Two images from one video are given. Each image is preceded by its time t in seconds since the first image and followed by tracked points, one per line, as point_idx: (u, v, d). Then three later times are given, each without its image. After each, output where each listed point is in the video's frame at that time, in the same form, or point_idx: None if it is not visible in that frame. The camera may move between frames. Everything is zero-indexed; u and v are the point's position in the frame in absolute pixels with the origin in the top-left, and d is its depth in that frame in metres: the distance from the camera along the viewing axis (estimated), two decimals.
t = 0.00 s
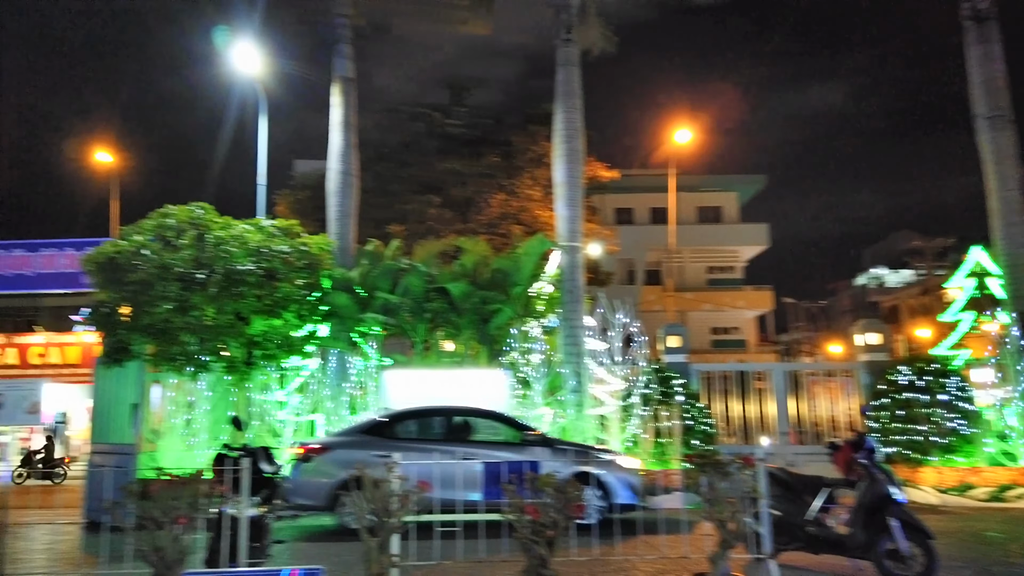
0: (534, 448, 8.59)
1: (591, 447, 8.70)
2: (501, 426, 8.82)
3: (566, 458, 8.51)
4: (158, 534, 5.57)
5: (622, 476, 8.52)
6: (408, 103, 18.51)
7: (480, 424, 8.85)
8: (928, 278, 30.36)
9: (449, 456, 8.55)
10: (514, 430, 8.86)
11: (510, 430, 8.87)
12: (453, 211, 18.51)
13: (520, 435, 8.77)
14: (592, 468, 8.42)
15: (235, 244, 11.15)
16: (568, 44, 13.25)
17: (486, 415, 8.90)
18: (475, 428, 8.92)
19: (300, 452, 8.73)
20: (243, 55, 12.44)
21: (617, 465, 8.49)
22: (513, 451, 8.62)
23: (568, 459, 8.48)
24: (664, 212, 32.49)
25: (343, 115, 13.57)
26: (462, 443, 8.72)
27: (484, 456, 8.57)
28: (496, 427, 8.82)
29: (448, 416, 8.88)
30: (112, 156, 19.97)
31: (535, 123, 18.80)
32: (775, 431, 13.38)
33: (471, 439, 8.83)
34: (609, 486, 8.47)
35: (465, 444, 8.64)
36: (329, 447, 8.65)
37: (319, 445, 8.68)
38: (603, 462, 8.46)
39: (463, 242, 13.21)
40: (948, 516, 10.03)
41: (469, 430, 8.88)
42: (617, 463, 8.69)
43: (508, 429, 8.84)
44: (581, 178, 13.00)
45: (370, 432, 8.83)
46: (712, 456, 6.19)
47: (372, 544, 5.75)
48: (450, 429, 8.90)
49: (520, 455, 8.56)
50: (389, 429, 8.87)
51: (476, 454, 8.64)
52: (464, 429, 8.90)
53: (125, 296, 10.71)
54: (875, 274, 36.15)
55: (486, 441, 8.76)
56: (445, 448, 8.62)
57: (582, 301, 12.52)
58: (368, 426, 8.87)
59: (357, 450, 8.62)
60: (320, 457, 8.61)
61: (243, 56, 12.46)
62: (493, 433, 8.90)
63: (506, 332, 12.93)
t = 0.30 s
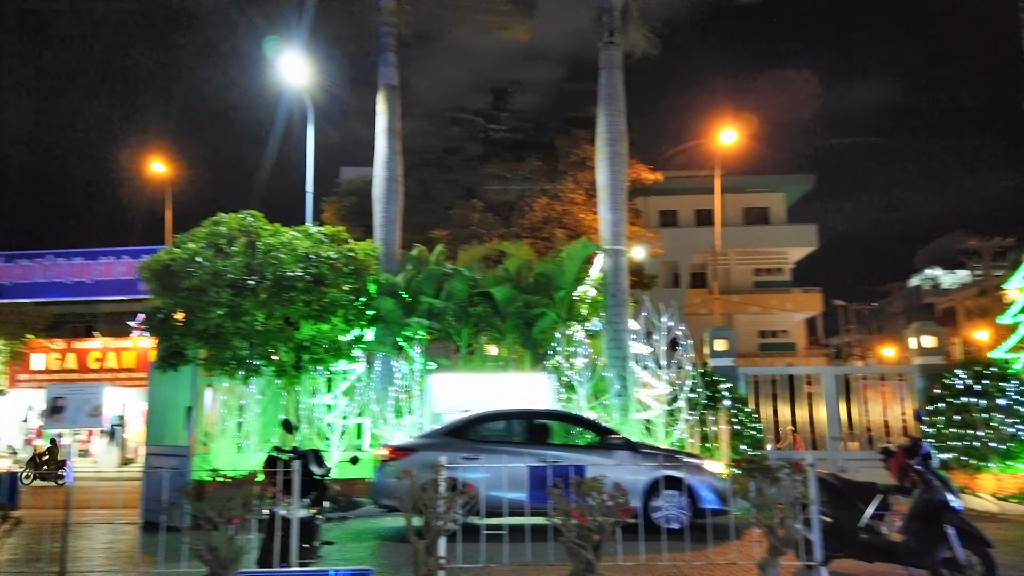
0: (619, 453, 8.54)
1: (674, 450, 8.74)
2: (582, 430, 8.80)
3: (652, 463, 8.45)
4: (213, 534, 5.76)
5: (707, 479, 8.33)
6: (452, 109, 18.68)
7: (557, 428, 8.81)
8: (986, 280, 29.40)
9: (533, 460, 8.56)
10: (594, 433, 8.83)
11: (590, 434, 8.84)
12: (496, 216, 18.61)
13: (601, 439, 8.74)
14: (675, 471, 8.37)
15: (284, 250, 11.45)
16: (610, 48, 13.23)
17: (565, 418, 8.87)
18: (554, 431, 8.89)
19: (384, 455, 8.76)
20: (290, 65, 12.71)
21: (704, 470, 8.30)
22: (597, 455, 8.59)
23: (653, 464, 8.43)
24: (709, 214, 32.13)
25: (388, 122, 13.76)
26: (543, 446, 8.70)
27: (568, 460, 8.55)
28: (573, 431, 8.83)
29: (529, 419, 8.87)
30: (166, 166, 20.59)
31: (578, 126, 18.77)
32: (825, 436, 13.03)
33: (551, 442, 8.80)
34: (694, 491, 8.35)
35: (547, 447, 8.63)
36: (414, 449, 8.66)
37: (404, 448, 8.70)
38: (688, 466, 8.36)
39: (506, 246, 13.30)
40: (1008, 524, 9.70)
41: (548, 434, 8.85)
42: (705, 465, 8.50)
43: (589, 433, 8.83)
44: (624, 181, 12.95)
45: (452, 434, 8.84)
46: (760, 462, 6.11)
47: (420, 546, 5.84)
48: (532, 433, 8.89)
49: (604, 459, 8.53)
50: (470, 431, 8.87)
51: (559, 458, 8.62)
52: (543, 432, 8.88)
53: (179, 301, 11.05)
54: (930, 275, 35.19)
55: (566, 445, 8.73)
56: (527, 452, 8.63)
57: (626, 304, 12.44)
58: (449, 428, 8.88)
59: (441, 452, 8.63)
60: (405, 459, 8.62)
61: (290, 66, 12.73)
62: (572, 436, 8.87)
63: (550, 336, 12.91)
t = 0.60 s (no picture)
0: (707, 458, 8.46)
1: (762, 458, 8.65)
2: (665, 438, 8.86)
3: (741, 470, 8.38)
4: (270, 536, 6.03)
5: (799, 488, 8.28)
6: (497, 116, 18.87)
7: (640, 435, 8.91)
8: None
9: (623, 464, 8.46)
10: (676, 440, 8.86)
11: (672, 441, 8.87)
12: (541, 221, 18.72)
13: (685, 446, 8.75)
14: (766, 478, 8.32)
15: (334, 259, 11.70)
16: (654, 52, 13.20)
17: (645, 424, 8.92)
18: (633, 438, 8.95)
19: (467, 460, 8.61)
20: (337, 78, 13.01)
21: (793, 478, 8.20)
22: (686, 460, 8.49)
23: (743, 470, 8.36)
24: (758, 217, 31.72)
25: (435, 131, 13.98)
26: (629, 451, 8.66)
27: (656, 465, 8.46)
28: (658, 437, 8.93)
29: (611, 425, 8.89)
30: (220, 177, 21.22)
31: (623, 131, 18.76)
32: (881, 444, 12.73)
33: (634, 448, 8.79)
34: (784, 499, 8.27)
35: (633, 452, 8.58)
36: (500, 454, 8.55)
37: (489, 452, 8.57)
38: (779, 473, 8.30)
39: (551, 253, 13.36)
40: None
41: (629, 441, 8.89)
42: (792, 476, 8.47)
43: (672, 441, 8.86)
44: (670, 186, 12.91)
45: (535, 439, 8.77)
46: (810, 469, 6.06)
47: (470, 549, 5.99)
48: (616, 438, 8.87)
49: (693, 465, 8.42)
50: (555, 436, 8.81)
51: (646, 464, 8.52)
52: (623, 438, 8.91)
53: (235, 310, 11.37)
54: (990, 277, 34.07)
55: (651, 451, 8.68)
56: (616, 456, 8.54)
57: (673, 309, 12.38)
58: (533, 433, 8.80)
59: (527, 456, 8.54)
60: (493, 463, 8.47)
61: (338, 79, 13.02)
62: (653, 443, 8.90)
63: (596, 342, 12.89)
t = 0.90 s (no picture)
0: (792, 466, 8.36)
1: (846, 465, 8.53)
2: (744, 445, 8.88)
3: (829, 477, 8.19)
4: (329, 539, 6.31)
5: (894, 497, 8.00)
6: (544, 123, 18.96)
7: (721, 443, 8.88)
8: None
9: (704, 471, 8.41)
10: (756, 447, 8.86)
11: (751, 448, 8.86)
12: (589, 227, 18.74)
13: (769, 454, 8.72)
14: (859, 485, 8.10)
15: (385, 267, 11.91)
16: (701, 56, 13.13)
17: (722, 431, 8.95)
18: (711, 446, 8.92)
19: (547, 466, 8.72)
20: (388, 91, 13.28)
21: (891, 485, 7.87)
22: (770, 467, 8.42)
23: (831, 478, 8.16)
24: (812, 218, 31.14)
25: (482, 140, 14.12)
26: (710, 457, 8.67)
27: (740, 471, 8.38)
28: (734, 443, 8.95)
29: (689, 432, 8.92)
30: (275, 188, 21.80)
31: (671, 135, 18.66)
32: (943, 451, 12.32)
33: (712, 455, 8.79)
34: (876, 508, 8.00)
35: (713, 459, 8.53)
36: (578, 459, 8.66)
37: (568, 458, 8.71)
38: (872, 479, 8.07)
39: (599, 258, 13.31)
40: None
41: (708, 448, 8.90)
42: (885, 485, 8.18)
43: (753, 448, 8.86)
44: (718, 190, 12.80)
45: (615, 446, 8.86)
46: (863, 479, 5.98)
47: (522, 554, 6.15)
48: (695, 446, 8.88)
49: (777, 472, 8.33)
50: (632, 442, 8.85)
51: (728, 470, 8.45)
52: (701, 446, 8.91)
53: (290, 318, 11.60)
54: None
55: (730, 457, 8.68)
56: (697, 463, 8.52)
57: (723, 314, 12.29)
58: (610, 440, 8.88)
59: (605, 461, 8.61)
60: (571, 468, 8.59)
61: (388, 91, 13.29)
62: (733, 452, 8.92)
63: (645, 347, 12.98)
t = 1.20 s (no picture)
0: (927, 477, 8.07)
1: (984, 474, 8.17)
2: (873, 453, 8.67)
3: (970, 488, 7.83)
4: (425, 543, 6.63)
5: None
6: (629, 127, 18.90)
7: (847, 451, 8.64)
8: None
9: (832, 481, 8.17)
10: (884, 457, 8.62)
11: (878, 457, 8.65)
12: (676, 231, 18.54)
13: (895, 462, 8.52)
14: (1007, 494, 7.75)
15: (473, 277, 12.12)
16: (789, 54, 12.82)
17: (849, 439, 8.71)
18: (836, 455, 8.73)
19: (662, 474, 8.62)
20: (473, 105, 13.56)
21: None
22: (902, 478, 8.15)
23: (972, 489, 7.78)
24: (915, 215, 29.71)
25: (565, 148, 14.24)
26: (835, 465, 8.45)
27: (867, 482, 8.12)
28: (860, 450, 8.73)
29: (811, 439, 8.71)
30: (366, 201, 22.53)
31: (759, 134, 18.27)
32: None
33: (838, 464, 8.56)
34: None
35: (843, 469, 8.27)
36: (697, 468, 8.50)
37: (686, 466, 8.56)
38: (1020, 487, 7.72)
39: (687, 263, 13.25)
40: None
41: (833, 457, 8.69)
42: None
43: (881, 457, 8.63)
44: (810, 190, 12.45)
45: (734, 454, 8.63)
46: (971, 489, 5.62)
47: (612, 561, 6.22)
48: (817, 453, 8.69)
49: (910, 482, 8.08)
50: (753, 450, 8.63)
51: (856, 481, 8.19)
52: (825, 454, 8.70)
53: (382, 327, 11.94)
54: None
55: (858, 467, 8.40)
56: (824, 472, 8.26)
57: (818, 319, 11.92)
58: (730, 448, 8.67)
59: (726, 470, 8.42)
60: (689, 477, 8.45)
61: (473, 104, 13.58)
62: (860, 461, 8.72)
63: (736, 352, 12.63)
